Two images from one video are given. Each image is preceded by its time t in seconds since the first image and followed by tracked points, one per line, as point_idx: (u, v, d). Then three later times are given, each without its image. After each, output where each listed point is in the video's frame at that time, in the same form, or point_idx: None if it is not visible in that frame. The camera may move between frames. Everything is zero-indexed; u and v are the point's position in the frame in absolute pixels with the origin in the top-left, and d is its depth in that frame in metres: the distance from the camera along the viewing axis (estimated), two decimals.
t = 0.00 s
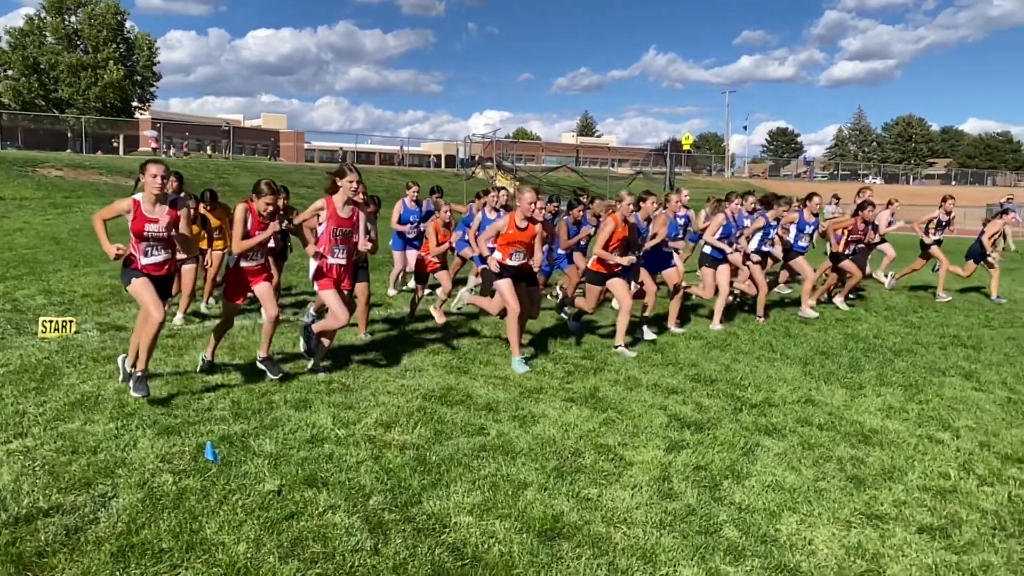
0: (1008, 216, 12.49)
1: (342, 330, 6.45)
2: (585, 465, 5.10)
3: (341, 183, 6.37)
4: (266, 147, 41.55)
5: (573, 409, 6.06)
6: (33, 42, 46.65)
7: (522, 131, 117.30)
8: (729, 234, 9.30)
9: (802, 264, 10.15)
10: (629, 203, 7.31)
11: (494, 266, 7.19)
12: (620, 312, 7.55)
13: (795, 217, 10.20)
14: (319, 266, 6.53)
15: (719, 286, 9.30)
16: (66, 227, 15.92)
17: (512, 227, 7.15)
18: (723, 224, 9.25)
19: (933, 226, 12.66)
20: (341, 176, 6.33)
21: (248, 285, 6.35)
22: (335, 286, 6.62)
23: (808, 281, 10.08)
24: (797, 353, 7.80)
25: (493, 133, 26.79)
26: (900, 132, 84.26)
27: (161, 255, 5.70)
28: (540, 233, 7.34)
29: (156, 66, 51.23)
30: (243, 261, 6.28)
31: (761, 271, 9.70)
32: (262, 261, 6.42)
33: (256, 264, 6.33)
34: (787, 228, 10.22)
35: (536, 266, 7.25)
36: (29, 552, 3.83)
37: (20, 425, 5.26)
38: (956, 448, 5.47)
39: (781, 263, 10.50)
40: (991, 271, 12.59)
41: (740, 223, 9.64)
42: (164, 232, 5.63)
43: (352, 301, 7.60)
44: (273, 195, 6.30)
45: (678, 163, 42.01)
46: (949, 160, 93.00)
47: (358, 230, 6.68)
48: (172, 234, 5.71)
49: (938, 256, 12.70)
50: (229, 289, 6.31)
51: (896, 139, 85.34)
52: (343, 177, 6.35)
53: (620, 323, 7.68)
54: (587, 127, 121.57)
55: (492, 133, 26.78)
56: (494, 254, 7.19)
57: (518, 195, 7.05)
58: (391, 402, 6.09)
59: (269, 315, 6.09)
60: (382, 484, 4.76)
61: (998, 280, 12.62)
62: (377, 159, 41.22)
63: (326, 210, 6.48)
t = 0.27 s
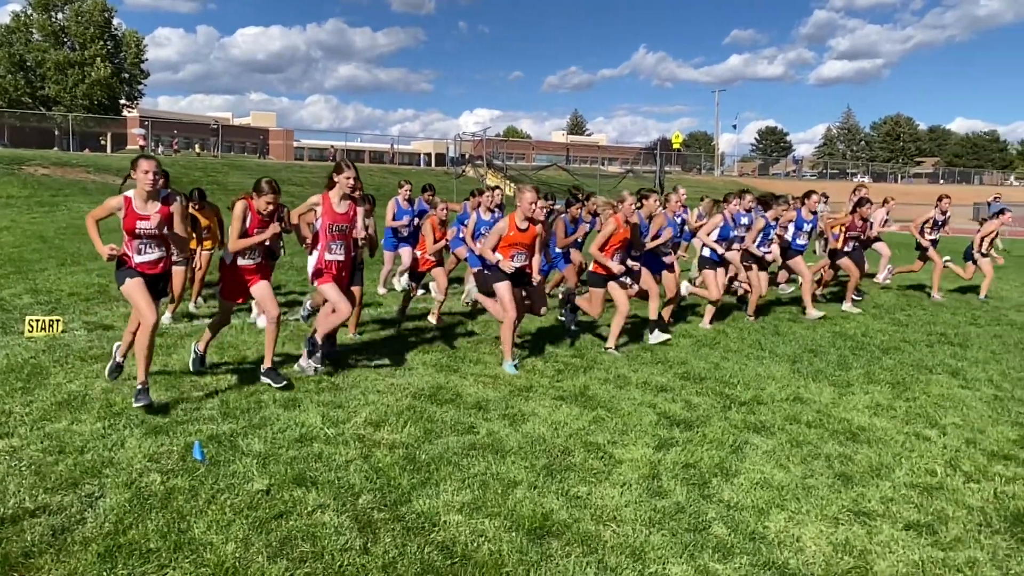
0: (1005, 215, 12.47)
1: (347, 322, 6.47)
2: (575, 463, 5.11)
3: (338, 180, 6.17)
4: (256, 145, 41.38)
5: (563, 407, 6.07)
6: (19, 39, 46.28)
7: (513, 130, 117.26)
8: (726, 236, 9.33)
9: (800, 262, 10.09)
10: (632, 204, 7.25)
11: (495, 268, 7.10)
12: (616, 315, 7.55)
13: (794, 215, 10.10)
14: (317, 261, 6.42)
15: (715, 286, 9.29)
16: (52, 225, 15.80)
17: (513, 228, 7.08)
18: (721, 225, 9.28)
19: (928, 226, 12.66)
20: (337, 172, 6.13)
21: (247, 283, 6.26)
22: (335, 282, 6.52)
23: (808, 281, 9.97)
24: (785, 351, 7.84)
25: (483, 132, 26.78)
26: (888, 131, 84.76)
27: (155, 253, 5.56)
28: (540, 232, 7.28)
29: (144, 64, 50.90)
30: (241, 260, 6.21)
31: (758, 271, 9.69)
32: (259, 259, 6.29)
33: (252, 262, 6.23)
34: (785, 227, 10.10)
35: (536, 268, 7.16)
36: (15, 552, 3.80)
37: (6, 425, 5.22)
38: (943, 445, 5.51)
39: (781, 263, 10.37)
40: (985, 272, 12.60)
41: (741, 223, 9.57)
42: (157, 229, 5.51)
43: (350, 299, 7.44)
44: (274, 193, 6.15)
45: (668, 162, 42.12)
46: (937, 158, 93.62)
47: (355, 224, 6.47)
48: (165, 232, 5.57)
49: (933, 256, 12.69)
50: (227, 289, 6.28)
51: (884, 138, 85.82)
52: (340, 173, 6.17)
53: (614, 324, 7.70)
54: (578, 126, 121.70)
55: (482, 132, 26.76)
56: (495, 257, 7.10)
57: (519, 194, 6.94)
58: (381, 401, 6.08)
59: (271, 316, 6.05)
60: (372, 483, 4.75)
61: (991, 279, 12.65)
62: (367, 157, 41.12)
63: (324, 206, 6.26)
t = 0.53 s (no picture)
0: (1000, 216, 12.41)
1: (349, 319, 6.28)
2: (564, 462, 5.11)
3: (334, 174, 6.11)
4: (245, 143, 41.18)
5: (553, 406, 6.07)
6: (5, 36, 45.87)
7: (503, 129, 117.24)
8: (723, 237, 9.44)
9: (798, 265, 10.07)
10: (634, 204, 7.19)
11: (496, 270, 6.99)
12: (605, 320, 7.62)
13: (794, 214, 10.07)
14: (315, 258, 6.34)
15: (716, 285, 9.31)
16: (37, 224, 15.67)
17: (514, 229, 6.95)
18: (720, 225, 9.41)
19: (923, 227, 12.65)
20: (333, 166, 6.08)
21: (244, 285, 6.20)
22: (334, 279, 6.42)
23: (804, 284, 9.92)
24: (773, 350, 7.87)
25: (473, 131, 26.79)
26: (877, 130, 85.28)
27: (149, 252, 5.48)
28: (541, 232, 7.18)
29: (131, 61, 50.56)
30: (237, 261, 6.16)
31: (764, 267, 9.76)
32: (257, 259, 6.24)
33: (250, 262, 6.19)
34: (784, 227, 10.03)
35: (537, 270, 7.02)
36: None
37: None
38: (929, 443, 5.55)
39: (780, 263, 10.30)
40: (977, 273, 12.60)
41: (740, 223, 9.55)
42: (151, 228, 5.42)
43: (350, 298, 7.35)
44: (274, 191, 6.05)
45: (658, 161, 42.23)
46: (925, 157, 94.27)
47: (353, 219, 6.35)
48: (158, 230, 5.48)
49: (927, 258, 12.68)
50: (224, 290, 6.26)
51: (872, 138, 86.31)
52: (336, 168, 6.09)
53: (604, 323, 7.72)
54: (567, 124, 121.88)
55: (473, 131, 26.78)
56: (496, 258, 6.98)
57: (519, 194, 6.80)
58: (370, 400, 6.07)
59: (270, 320, 5.96)
60: (360, 483, 4.74)
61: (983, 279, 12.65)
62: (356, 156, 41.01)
63: (321, 202, 6.18)
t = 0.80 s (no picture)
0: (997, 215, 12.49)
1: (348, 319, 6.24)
2: (553, 461, 5.12)
3: (331, 172, 6.07)
4: (233, 143, 40.98)
5: (542, 405, 6.08)
6: None
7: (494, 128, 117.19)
8: (722, 236, 9.44)
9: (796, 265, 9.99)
10: (636, 204, 7.19)
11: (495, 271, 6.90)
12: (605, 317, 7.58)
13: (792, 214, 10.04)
14: (312, 256, 6.30)
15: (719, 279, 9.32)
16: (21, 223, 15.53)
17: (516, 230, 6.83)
18: (717, 224, 9.40)
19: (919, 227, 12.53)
20: (330, 165, 6.04)
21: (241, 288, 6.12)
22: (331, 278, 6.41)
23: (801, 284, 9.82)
24: (761, 348, 7.91)
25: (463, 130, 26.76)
26: (865, 130, 85.79)
27: (142, 256, 5.36)
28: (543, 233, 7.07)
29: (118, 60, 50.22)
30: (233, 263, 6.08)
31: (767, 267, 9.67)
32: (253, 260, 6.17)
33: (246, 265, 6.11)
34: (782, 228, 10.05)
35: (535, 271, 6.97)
36: None
37: None
38: (916, 441, 5.59)
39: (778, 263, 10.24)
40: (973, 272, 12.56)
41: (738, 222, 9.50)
42: (143, 230, 5.30)
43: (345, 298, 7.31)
44: (274, 191, 5.99)
45: (647, 161, 42.31)
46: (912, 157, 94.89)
47: (351, 217, 6.33)
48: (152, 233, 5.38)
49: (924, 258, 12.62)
50: (221, 293, 6.21)
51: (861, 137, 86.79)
52: (333, 167, 6.08)
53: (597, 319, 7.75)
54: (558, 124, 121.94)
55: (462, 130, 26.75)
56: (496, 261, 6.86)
57: (520, 195, 6.67)
58: (359, 399, 6.06)
59: (266, 328, 5.84)
60: (349, 483, 4.73)
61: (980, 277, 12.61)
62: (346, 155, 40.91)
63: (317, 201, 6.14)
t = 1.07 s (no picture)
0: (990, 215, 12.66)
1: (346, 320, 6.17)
2: (541, 460, 5.12)
3: (329, 169, 6.01)
4: (221, 140, 40.75)
5: (531, 404, 6.08)
6: None
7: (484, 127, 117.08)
8: (720, 233, 9.18)
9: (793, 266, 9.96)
10: (637, 201, 7.21)
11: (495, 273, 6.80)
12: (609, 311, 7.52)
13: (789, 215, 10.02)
14: (309, 255, 6.22)
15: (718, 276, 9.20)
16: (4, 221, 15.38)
17: (520, 230, 6.67)
18: (716, 222, 9.19)
19: (915, 227, 12.42)
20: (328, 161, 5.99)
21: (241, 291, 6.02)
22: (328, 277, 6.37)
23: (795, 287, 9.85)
24: (749, 348, 7.94)
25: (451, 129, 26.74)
26: (852, 130, 86.33)
27: (135, 260, 5.15)
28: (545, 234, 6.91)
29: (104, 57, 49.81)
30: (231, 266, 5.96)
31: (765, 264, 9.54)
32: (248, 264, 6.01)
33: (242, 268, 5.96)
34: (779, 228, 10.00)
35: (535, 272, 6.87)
36: None
37: None
38: (901, 439, 5.63)
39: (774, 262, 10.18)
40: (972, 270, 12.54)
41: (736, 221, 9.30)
42: (137, 233, 5.10)
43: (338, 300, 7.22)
44: (274, 191, 5.78)
45: (636, 161, 42.42)
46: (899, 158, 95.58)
47: (346, 214, 6.30)
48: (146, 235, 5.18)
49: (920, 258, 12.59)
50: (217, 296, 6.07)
51: (848, 138, 87.33)
52: (329, 164, 6.01)
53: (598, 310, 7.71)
54: (547, 123, 122.00)
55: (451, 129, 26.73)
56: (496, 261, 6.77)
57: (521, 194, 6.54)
58: (346, 399, 6.04)
59: (261, 335, 5.82)
60: (336, 482, 4.72)
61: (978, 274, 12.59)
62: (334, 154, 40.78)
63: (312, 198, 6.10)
